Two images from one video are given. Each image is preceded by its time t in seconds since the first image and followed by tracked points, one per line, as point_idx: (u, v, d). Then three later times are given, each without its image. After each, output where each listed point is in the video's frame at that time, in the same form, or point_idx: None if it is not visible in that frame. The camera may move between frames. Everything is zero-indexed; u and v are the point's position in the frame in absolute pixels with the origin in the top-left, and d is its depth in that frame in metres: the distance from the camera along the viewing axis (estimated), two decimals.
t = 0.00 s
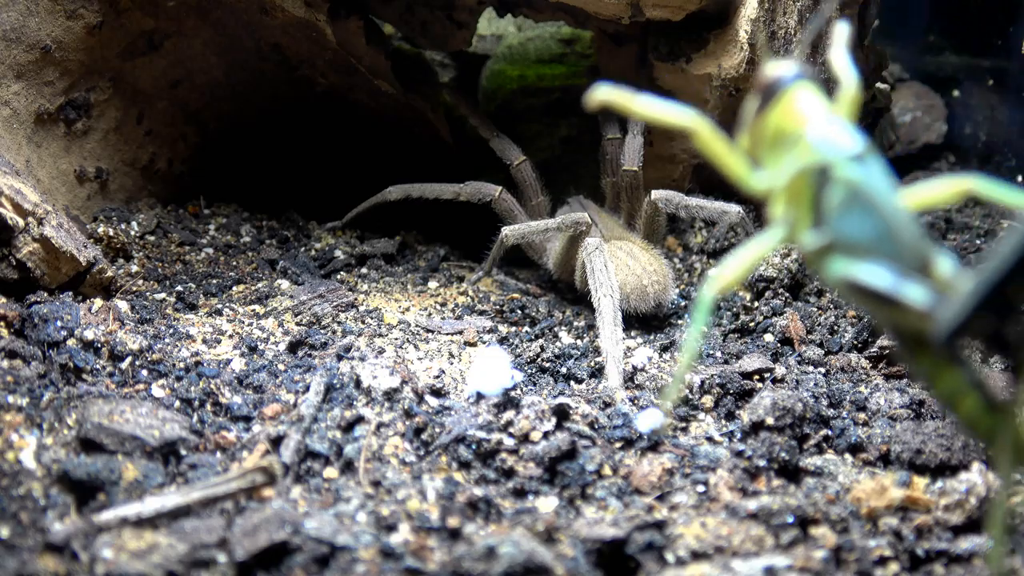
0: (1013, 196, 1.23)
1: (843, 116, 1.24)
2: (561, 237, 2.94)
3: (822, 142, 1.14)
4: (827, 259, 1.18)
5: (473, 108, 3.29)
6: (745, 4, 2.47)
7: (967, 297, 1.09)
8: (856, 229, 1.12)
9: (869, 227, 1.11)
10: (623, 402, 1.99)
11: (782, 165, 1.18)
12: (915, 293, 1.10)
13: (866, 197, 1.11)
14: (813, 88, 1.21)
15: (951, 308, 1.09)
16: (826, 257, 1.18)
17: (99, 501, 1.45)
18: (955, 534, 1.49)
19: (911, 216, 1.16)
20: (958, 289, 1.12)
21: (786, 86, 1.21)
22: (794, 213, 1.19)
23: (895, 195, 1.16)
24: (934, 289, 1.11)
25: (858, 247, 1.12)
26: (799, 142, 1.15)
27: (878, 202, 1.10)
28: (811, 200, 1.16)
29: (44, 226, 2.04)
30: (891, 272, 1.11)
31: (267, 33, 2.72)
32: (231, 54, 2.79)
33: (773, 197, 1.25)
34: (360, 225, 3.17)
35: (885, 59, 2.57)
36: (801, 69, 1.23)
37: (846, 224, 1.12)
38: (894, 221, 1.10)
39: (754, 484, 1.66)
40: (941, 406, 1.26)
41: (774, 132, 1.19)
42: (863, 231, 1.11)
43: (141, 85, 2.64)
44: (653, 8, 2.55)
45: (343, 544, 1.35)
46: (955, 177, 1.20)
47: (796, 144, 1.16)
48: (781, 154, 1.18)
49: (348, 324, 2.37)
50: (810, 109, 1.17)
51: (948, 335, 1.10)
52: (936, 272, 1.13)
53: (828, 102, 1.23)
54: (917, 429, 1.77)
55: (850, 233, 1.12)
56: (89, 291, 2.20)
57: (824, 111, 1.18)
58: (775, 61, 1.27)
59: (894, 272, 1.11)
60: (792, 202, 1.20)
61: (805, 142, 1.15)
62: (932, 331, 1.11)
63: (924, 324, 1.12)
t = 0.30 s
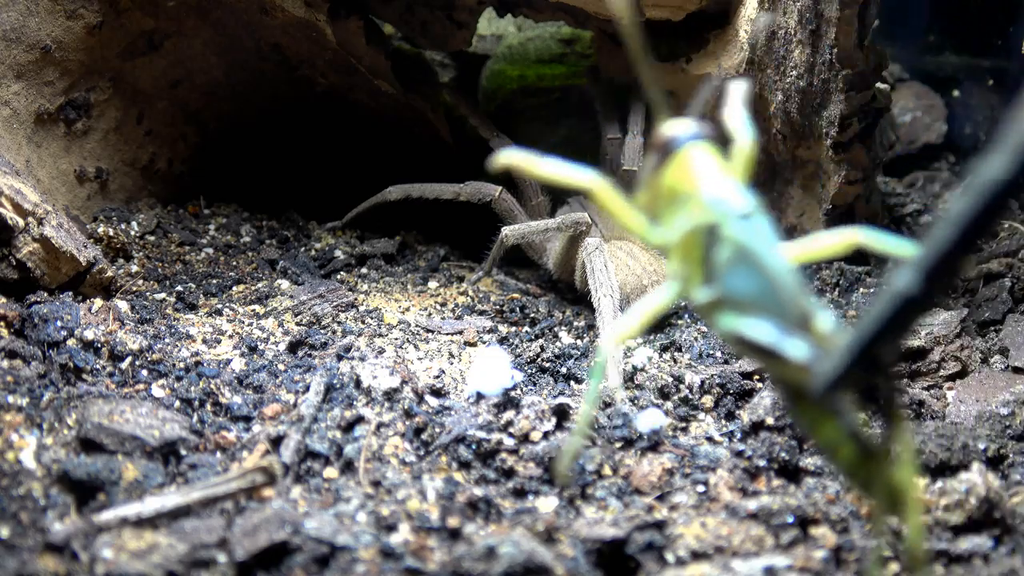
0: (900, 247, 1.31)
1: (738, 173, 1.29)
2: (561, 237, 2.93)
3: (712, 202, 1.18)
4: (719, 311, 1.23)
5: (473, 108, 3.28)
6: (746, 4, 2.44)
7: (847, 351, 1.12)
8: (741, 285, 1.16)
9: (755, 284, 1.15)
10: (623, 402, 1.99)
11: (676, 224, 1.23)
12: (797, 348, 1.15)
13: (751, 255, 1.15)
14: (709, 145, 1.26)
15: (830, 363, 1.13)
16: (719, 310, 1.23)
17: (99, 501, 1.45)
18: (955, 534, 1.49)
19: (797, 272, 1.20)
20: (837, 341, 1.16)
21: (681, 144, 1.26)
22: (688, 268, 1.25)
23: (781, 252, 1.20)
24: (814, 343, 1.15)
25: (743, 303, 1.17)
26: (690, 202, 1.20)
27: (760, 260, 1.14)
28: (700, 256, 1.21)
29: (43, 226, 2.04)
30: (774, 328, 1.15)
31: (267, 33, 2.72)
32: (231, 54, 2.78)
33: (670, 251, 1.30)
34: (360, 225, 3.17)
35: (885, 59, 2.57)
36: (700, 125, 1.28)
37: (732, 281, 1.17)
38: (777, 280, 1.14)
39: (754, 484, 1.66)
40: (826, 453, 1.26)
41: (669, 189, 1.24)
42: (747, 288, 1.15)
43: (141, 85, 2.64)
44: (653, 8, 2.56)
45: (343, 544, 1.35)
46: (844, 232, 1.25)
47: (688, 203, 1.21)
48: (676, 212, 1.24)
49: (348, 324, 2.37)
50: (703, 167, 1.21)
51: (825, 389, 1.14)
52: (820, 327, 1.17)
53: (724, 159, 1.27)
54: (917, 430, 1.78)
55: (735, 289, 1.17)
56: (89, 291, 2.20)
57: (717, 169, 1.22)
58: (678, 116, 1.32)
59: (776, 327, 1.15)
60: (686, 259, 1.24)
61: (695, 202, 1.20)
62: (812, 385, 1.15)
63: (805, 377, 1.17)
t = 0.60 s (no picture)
0: (835, 274, 1.53)
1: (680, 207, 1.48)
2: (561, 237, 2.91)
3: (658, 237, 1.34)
4: (664, 339, 1.38)
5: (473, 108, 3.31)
6: (746, 4, 2.48)
7: (782, 382, 1.21)
8: (684, 316, 1.31)
9: (697, 315, 1.29)
10: (623, 402, 1.99)
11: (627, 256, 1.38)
12: (734, 375, 1.29)
13: (692, 288, 1.29)
14: (653, 182, 1.45)
15: (766, 393, 1.23)
16: (665, 338, 1.38)
17: (99, 501, 1.45)
18: (955, 534, 1.49)
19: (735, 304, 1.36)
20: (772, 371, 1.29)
21: (627, 180, 1.46)
22: (636, 297, 1.40)
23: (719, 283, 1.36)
24: (752, 372, 1.29)
25: (687, 333, 1.32)
26: (637, 236, 1.37)
27: (701, 293, 1.29)
28: (647, 287, 1.36)
29: (43, 226, 2.04)
30: (716, 357, 1.30)
31: (266, 33, 2.71)
32: (231, 54, 2.78)
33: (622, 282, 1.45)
34: (360, 225, 3.17)
35: (885, 59, 2.52)
36: (644, 163, 1.48)
37: (676, 311, 1.32)
38: (715, 311, 1.29)
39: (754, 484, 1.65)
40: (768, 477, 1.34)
41: (619, 222, 1.42)
42: (691, 319, 1.30)
43: (141, 85, 2.65)
44: (654, 8, 2.57)
45: (343, 544, 1.35)
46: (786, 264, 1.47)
47: (636, 238, 1.37)
48: (625, 244, 1.40)
49: (348, 324, 2.37)
50: (649, 205, 1.39)
51: (764, 415, 1.23)
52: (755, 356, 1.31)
53: (667, 192, 1.46)
54: (916, 430, 1.79)
55: (679, 319, 1.32)
56: (89, 291, 2.20)
57: (661, 204, 1.40)
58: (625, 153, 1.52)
59: (717, 356, 1.30)
60: (636, 289, 1.39)
61: (641, 235, 1.37)
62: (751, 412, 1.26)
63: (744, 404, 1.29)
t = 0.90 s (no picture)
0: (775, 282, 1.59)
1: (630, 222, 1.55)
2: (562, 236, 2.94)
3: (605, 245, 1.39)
4: (611, 348, 1.38)
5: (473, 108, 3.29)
6: (746, 4, 2.51)
7: (725, 387, 1.18)
8: (629, 323, 1.32)
9: (641, 322, 1.31)
10: (623, 403, 1.98)
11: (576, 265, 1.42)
12: (678, 383, 1.28)
13: (637, 294, 1.31)
14: (604, 197, 1.52)
15: (709, 398, 1.21)
16: (612, 347, 1.38)
17: (99, 501, 1.45)
18: (955, 534, 1.49)
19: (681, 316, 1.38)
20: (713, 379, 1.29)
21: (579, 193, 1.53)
22: (585, 306, 1.42)
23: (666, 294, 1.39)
24: (695, 380, 1.28)
25: (632, 340, 1.33)
26: (586, 245, 1.42)
27: (645, 299, 1.31)
28: (594, 295, 1.38)
29: (44, 226, 2.04)
30: (660, 364, 1.30)
31: (266, 33, 2.71)
32: (231, 54, 2.78)
33: (573, 292, 1.47)
34: (360, 225, 3.17)
35: (885, 59, 2.46)
36: (596, 179, 1.56)
37: (621, 318, 1.33)
38: (658, 317, 1.30)
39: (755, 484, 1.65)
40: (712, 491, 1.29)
41: (570, 233, 1.48)
42: (634, 325, 1.31)
43: (141, 85, 2.65)
44: (654, 8, 2.57)
45: (343, 544, 1.35)
46: (733, 272, 1.49)
47: (586, 247, 1.42)
48: (574, 253, 1.45)
49: (348, 324, 2.37)
50: (599, 217, 1.45)
51: (704, 422, 1.21)
52: (698, 365, 1.31)
53: (617, 208, 1.52)
54: (916, 430, 1.79)
55: (624, 326, 1.33)
56: (89, 291, 2.20)
57: (610, 215, 1.46)
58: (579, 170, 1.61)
59: (661, 363, 1.29)
60: (584, 298, 1.42)
61: (590, 244, 1.42)
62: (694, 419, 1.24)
63: (688, 412, 1.27)
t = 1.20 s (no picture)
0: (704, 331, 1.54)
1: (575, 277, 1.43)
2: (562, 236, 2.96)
3: (545, 295, 1.29)
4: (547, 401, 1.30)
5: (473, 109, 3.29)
6: (746, 5, 2.48)
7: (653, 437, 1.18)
8: (564, 376, 1.24)
9: (577, 376, 1.23)
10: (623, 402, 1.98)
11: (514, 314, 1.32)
12: (610, 436, 1.21)
13: (574, 348, 1.23)
14: (547, 249, 1.40)
15: (638, 450, 1.20)
16: (548, 399, 1.30)
17: (99, 501, 1.45)
18: (955, 534, 1.49)
19: (618, 369, 1.31)
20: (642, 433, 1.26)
21: (521, 244, 1.41)
22: (523, 357, 1.34)
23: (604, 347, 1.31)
24: (626, 433, 1.24)
25: (567, 393, 1.25)
26: (525, 297, 1.31)
27: (582, 352, 1.23)
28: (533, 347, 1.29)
29: (44, 226, 2.04)
30: (593, 417, 1.23)
31: (266, 33, 2.71)
32: (231, 54, 2.79)
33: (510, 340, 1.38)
34: (361, 225, 3.16)
35: (885, 58, 2.63)
36: (539, 229, 1.44)
37: (558, 371, 1.25)
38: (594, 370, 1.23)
39: (754, 484, 1.65)
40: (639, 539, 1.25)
41: (511, 285, 1.36)
42: (570, 378, 1.24)
43: (141, 85, 2.65)
44: (654, 8, 2.57)
45: (343, 544, 1.35)
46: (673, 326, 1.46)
47: (524, 296, 1.32)
48: (515, 306, 1.34)
49: (348, 324, 2.37)
50: (538, 262, 1.35)
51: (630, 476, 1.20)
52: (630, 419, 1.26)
53: (558, 257, 1.42)
54: (917, 430, 1.79)
55: (559, 379, 1.25)
56: (89, 291, 2.20)
57: (550, 262, 1.36)
58: (522, 219, 1.48)
59: (594, 417, 1.23)
60: (524, 348, 1.33)
61: (530, 297, 1.30)
62: (624, 469, 1.21)
63: (617, 464, 1.22)
